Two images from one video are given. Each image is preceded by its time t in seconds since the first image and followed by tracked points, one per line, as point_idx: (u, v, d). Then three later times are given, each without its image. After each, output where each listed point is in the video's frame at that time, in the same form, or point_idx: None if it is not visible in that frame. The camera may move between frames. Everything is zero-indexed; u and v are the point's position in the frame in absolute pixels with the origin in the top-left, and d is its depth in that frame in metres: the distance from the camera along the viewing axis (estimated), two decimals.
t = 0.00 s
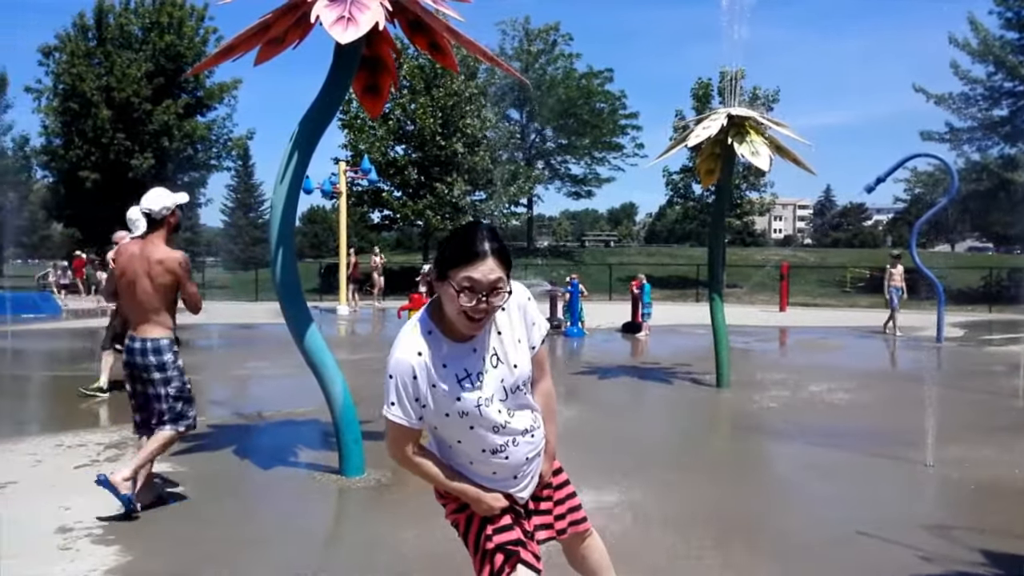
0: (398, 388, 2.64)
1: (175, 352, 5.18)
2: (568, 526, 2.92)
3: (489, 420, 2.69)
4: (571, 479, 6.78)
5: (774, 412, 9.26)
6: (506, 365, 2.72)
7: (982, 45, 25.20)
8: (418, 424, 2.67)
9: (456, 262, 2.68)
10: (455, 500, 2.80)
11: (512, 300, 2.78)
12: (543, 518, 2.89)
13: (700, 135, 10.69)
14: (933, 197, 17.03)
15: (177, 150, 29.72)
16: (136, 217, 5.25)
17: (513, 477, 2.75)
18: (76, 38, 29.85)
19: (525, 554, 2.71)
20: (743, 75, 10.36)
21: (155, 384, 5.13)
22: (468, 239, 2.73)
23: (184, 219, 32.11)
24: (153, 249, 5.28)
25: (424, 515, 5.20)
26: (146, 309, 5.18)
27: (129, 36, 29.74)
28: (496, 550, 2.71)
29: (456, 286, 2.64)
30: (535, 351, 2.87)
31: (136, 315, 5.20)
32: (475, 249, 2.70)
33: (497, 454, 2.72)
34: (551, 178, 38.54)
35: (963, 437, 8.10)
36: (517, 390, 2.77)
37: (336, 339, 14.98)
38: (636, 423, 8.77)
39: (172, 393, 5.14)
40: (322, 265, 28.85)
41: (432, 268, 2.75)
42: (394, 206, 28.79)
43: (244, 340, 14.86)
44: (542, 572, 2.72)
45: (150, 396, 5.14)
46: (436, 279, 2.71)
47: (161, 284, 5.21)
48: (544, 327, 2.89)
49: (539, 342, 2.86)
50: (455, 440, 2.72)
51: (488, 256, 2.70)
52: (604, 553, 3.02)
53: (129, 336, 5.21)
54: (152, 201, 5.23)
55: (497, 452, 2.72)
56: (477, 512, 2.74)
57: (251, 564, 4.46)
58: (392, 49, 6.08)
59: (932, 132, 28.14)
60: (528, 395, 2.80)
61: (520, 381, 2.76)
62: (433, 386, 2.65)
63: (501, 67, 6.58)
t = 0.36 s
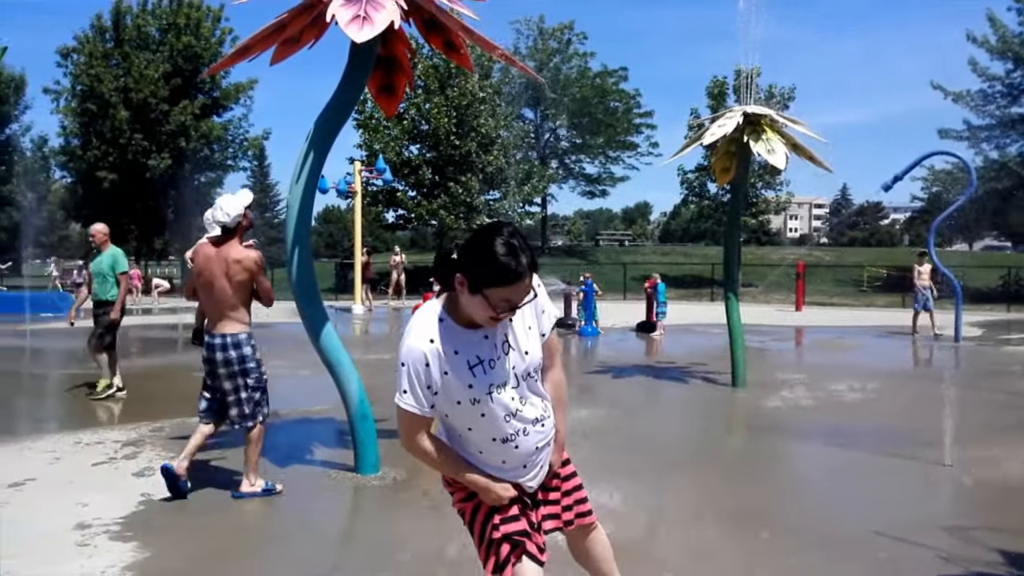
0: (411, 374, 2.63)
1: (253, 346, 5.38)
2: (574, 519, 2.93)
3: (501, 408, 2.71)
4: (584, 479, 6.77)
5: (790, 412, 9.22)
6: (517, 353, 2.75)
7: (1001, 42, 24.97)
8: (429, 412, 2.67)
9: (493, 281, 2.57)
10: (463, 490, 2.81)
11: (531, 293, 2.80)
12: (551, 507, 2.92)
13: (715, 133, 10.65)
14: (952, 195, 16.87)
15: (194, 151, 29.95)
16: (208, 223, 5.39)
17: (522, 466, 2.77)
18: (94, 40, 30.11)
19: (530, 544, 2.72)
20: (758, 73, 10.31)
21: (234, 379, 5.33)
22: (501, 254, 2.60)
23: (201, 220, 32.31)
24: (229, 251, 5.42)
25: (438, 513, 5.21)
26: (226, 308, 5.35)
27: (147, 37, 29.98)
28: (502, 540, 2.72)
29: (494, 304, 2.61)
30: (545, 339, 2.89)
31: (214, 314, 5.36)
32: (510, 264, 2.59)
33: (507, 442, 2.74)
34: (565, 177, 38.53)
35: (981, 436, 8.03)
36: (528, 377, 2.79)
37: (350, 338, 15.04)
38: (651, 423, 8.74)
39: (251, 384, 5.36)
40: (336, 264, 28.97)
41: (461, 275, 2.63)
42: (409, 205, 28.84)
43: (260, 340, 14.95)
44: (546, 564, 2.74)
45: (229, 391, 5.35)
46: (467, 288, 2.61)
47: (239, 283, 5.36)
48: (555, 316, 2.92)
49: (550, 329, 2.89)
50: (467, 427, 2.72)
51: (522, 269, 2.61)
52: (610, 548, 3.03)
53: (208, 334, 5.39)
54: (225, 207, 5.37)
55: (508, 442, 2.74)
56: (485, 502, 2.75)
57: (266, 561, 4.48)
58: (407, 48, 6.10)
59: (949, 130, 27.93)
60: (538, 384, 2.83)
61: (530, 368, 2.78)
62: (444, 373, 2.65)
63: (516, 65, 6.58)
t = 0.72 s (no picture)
0: (413, 361, 2.64)
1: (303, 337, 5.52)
2: (580, 496, 2.98)
3: (504, 396, 2.72)
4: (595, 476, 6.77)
5: (801, 410, 9.19)
6: (520, 340, 2.76)
7: (1014, 39, 24.78)
8: (431, 398, 2.67)
9: (495, 279, 2.57)
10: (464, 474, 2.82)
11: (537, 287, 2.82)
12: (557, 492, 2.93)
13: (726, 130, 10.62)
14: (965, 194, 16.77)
15: (206, 151, 30.09)
16: (261, 216, 5.47)
17: (524, 452, 2.78)
18: (107, 40, 30.27)
19: (526, 530, 2.73)
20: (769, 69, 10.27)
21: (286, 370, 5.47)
22: (505, 252, 2.59)
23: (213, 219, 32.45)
24: (281, 244, 5.50)
25: (449, 509, 5.21)
26: (277, 300, 5.45)
27: (159, 38, 30.11)
28: (500, 525, 2.73)
29: (498, 301, 2.62)
30: (549, 325, 2.92)
31: (265, 305, 5.47)
32: (514, 263, 2.58)
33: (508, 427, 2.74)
34: (575, 176, 38.51)
35: (995, 435, 7.98)
36: (532, 364, 2.82)
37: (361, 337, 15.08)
38: (662, 420, 8.73)
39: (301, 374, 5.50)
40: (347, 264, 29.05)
41: (463, 270, 2.64)
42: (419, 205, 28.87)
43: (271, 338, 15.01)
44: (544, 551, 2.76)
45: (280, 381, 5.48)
46: (470, 284, 2.62)
47: (292, 276, 5.45)
48: (559, 301, 2.94)
49: (555, 314, 2.92)
50: (469, 413, 2.73)
51: (527, 267, 2.60)
52: (620, 522, 3.09)
53: (258, 324, 5.49)
54: (277, 202, 5.44)
55: (508, 428, 2.74)
56: (485, 486, 2.76)
57: (277, 554, 4.50)
58: (418, 45, 6.11)
59: (962, 128, 27.76)
60: (542, 370, 2.85)
61: (534, 356, 2.81)
62: (444, 361, 2.66)
63: (527, 62, 6.58)
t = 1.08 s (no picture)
0: (419, 314, 2.62)
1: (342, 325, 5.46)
2: (557, 535, 2.73)
3: (502, 375, 2.66)
4: (605, 467, 6.69)
5: (810, 403, 9.11)
6: (533, 323, 2.68)
7: None
8: (429, 359, 2.66)
9: (520, 249, 2.48)
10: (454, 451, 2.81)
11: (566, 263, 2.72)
12: (537, 524, 2.77)
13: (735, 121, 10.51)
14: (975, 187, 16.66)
15: (210, 144, 30.03)
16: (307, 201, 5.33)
17: (511, 447, 2.72)
18: (111, 32, 30.16)
19: (504, 529, 2.74)
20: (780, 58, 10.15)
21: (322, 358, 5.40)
22: (532, 222, 2.48)
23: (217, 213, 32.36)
24: (322, 231, 5.38)
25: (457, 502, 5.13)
26: (319, 287, 5.37)
27: (163, 30, 29.99)
28: (480, 518, 2.76)
29: (519, 271, 2.53)
30: (571, 316, 2.82)
31: (305, 292, 5.38)
32: (541, 234, 2.47)
33: (498, 416, 2.69)
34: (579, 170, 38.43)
35: (1008, 428, 7.89)
36: (542, 354, 2.73)
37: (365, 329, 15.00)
38: (672, 414, 8.65)
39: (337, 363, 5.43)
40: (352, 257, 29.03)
41: (489, 235, 2.56)
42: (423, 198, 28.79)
43: (275, 330, 14.94)
44: (518, 555, 2.75)
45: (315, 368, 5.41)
46: (492, 250, 2.54)
47: (335, 266, 5.37)
48: (588, 291, 2.85)
49: (580, 307, 2.82)
50: (464, 386, 2.69)
51: (557, 240, 2.48)
52: None
53: (293, 308, 5.41)
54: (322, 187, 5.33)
55: (502, 416, 2.69)
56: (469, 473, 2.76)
57: (282, 543, 4.42)
58: (426, 31, 6.03)
59: (969, 122, 27.61)
60: (552, 362, 2.76)
61: (547, 344, 2.72)
62: (449, 325, 2.62)
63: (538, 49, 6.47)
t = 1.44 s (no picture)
0: (417, 320, 2.26)
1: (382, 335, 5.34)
2: None
3: (488, 426, 2.25)
4: (616, 475, 6.61)
5: (821, 410, 8.99)
6: (539, 376, 2.25)
7: None
8: (414, 378, 2.29)
9: (541, 271, 2.08)
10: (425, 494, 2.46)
11: (597, 314, 2.26)
12: None
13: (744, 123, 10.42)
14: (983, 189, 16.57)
15: (213, 146, 30.02)
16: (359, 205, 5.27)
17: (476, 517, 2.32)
18: (113, 35, 30.12)
19: None
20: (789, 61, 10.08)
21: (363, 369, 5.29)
22: (562, 241, 2.08)
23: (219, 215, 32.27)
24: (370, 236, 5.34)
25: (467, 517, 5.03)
26: (368, 294, 5.26)
27: (166, 33, 29.98)
28: None
29: (537, 296, 2.12)
30: (593, 388, 2.35)
31: (351, 298, 5.24)
32: (568, 256, 2.07)
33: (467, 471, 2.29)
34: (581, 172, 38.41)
35: None
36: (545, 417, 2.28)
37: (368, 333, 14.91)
38: (682, 421, 8.57)
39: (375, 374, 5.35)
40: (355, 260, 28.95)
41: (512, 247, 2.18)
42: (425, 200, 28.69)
43: (278, 334, 14.87)
44: None
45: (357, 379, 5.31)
46: (513, 267, 2.16)
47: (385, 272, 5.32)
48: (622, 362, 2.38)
49: (607, 379, 2.35)
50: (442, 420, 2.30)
51: (586, 272, 2.07)
52: None
53: (334, 318, 5.26)
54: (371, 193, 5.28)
55: (472, 474, 2.29)
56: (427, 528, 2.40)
57: (294, 559, 4.34)
58: (436, 35, 5.96)
59: (974, 124, 27.55)
60: (556, 434, 2.32)
61: (552, 408, 2.28)
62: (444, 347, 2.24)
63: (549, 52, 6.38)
